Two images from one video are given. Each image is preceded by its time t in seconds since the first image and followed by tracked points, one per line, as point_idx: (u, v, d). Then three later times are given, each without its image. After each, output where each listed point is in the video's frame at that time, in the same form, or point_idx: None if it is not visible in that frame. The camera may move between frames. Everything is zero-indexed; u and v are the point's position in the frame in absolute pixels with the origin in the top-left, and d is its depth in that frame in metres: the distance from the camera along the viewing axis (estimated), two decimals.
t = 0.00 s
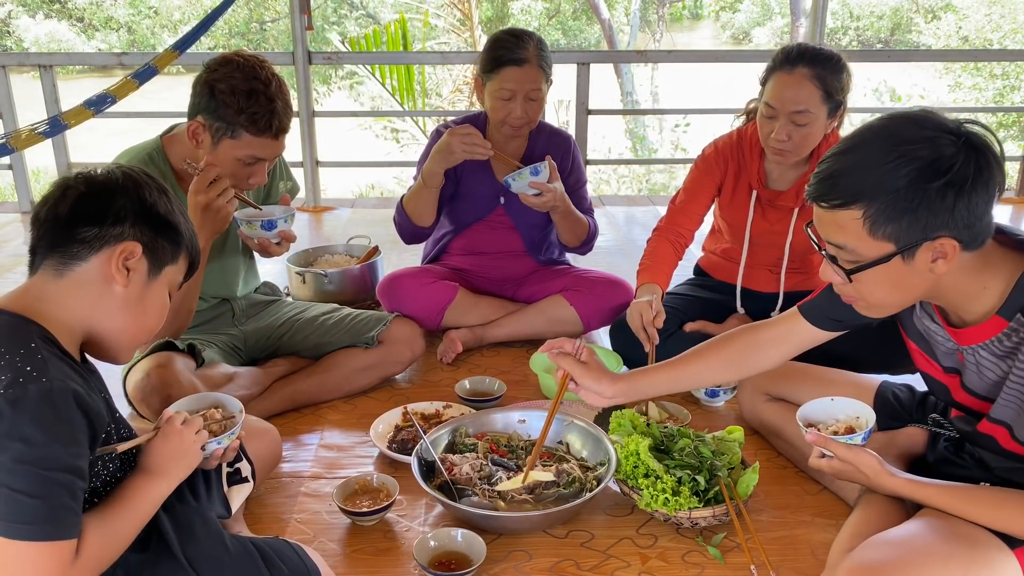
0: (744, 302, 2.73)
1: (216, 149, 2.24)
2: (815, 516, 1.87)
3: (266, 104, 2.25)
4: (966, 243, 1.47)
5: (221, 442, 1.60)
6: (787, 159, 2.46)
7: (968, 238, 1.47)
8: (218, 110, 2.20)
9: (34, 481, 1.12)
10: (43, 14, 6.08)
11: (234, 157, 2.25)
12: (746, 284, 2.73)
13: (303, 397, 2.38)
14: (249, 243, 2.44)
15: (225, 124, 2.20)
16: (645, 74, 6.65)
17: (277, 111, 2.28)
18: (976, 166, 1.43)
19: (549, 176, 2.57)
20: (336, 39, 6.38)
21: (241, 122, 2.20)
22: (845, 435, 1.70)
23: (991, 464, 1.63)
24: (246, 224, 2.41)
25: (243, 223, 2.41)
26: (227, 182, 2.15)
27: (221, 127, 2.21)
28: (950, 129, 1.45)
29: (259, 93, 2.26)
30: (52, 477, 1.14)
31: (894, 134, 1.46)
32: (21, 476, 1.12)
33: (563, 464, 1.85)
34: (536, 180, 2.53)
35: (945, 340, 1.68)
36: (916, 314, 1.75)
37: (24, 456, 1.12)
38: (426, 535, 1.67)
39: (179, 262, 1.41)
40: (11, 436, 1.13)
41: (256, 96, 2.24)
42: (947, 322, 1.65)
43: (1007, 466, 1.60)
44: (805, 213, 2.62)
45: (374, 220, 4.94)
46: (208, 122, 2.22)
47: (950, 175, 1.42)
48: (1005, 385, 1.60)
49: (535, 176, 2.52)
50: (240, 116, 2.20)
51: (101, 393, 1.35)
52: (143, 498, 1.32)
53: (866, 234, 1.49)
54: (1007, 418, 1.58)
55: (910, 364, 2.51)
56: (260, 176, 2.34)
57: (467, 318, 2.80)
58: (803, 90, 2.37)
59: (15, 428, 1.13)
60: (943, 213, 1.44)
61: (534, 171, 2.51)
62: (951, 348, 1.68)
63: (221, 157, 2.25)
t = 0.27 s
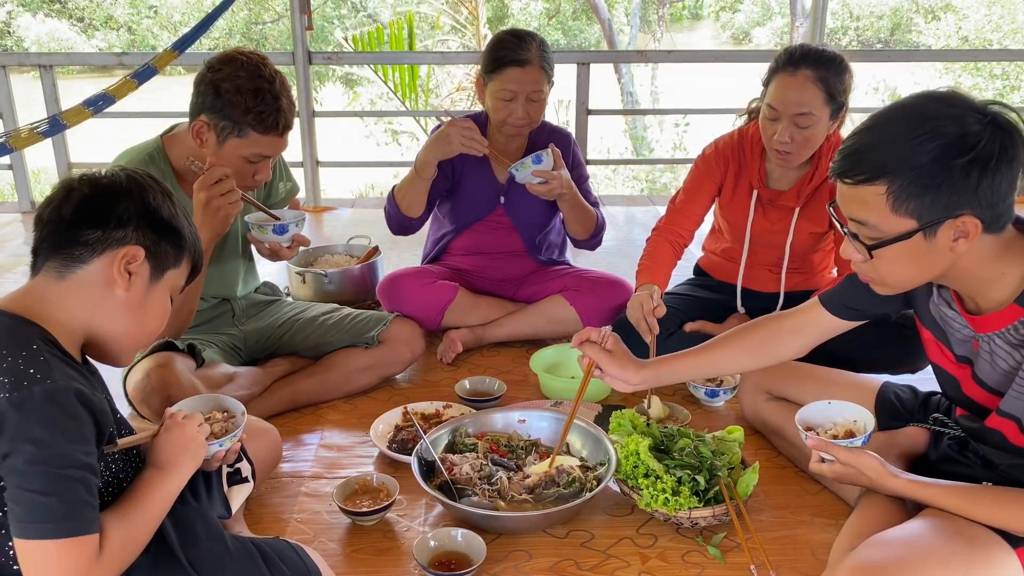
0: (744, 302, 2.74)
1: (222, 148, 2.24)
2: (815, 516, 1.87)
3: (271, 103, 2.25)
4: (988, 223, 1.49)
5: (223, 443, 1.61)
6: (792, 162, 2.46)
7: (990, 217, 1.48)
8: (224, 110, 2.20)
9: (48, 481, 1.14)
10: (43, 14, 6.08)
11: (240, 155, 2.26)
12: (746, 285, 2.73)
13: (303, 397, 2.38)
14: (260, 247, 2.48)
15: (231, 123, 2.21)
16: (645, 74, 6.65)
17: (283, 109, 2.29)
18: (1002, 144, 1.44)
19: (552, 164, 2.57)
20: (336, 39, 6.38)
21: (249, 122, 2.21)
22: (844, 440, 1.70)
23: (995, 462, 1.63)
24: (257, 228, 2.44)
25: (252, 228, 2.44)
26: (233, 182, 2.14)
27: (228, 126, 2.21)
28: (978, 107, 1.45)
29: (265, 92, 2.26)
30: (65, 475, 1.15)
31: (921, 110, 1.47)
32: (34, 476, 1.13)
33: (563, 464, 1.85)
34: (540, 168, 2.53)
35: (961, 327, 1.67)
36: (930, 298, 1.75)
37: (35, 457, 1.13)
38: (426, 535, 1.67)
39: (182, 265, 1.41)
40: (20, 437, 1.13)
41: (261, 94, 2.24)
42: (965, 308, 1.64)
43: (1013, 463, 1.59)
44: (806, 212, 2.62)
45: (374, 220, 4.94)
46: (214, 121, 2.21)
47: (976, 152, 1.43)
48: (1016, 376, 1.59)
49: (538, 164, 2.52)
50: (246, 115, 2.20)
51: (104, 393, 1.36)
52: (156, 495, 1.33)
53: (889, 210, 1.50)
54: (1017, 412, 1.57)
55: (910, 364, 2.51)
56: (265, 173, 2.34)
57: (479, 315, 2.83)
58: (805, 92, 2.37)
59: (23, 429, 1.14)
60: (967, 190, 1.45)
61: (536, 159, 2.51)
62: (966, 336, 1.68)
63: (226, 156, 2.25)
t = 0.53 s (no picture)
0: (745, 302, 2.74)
1: (227, 147, 2.24)
2: (815, 516, 1.87)
3: (276, 100, 2.26)
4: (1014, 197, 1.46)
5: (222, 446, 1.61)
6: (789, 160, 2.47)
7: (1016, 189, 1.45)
8: (229, 107, 2.20)
9: (42, 489, 1.14)
10: (42, 14, 6.08)
11: (245, 153, 2.26)
12: (746, 285, 2.73)
13: (304, 397, 2.38)
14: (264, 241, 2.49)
15: (236, 121, 2.21)
16: (645, 74, 6.65)
17: (287, 106, 2.29)
18: None
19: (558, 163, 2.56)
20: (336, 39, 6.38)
21: (254, 120, 2.21)
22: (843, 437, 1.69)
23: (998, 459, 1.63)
24: (261, 224, 2.45)
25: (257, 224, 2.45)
26: (246, 180, 2.14)
27: (233, 124, 2.21)
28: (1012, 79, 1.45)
29: (269, 89, 2.27)
30: (59, 484, 1.15)
31: (954, 77, 1.47)
32: (29, 484, 1.13)
33: (563, 464, 1.86)
34: (546, 169, 2.52)
35: (976, 311, 1.67)
36: (945, 284, 1.76)
37: (30, 464, 1.14)
38: (425, 535, 1.67)
39: (184, 269, 1.41)
40: (15, 444, 1.14)
41: (266, 92, 2.25)
42: (981, 291, 1.65)
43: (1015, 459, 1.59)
44: (805, 212, 2.62)
45: (374, 220, 4.94)
46: (217, 119, 2.22)
47: (1006, 120, 1.42)
48: None
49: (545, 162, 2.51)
50: (252, 113, 2.21)
51: (103, 396, 1.36)
52: (153, 498, 1.32)
53: (917, 174, 1.51)
54: None
55: (910, 364, 2.51)
56: (269, 169, 2.35)
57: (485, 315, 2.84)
58: (805, 93, 2.37)
59: (19, 436, 1.14)
60: (995, 158, 1.44)
61: (544, 158, 2.50)
62: (981, 321, 1.67)
63: (232, 154, 2.25)
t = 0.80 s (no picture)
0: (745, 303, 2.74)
1: (227, 144, 2.24)
2: (815, 516, 1.87)
3: (278, 98, 2.26)
4: None
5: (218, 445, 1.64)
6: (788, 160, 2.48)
7: None
8: (230, 105, 2.20)
9: (41, 490, 1.14)
10: (42, 14, 6.08)
11: (245, 150, 2.26)
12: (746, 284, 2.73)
13: (304, 397, 2.38)
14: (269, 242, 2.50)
15: (237, 119, 2.21)
16: (645, 74, 6.65)
17: (288, 104, 2.29)
18: None
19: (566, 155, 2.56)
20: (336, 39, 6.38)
21: (256, 117, 2.22)
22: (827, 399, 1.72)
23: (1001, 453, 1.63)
24: (268, 225, 2.46)
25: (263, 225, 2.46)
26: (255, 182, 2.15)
27: (233, 121, 2.21)
28: None
29: (270, 87, 2.27)
30: (59, 485, 1.15)
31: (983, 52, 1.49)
32: (29, 484, 1.13)
33: (563, 464, 1.85)
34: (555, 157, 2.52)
35: (992, 294, 1.68)
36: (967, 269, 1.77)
37: (31, 464, 1.14)
38: (425, 535, 1.67)
39: (184, 270, 1.41)
40: (15, 445, 1.14)
41: (268, 89, 2.25)
42: (998, 272, 1.66)
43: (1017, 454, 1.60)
44: (805, 211, 2.61)
45: (374, 220, 4.94)
46: (219, 116, 2.22)
47: None
48: None
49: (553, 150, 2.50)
50: (252, 111, 2.21)
51: (101, 397, 1.36)
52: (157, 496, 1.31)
53: (946, 147, 1.52)
54: None
55: (910, 364, 2.51)
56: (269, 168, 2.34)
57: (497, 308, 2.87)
58: (803, 94, 2.37)
59: (18, 437, 1.14)
60: None
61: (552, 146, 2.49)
62: (995, 304, 1.67)
63: (232, 151, 2.25)
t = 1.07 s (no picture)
0: (746, 303, 2.74)
1: (225, 140, 2.24)
2: (815, 516, 1.87)
3: (277, 94, 2.26)
4: None
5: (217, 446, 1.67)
6: (788, 160, 2.49)
7: None
8: (229, 100, 2.20)
9: (48, 488, 1.14)
10: (43, 14, 6.08)
11: (243, 146, 2.26)
12: (746, 284, 2.73)
13: (304, 397, 2.38)
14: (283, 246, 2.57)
15: (236, 114, 2.21)
16: (645, 74, 6.64)
17: (288, 101, 2.30)
18: None
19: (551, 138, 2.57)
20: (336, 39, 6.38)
21: (254, 113, 2.21)
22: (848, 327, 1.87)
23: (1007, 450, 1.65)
24: (280, 229, 2.51)
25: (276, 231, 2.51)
26: (227, 173, 2.14)
27: (232, 117, 2.21)
28: None
29: (270, 83, 2.27)
30: (65, 483, 1.15)
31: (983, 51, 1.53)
32: (32, 483, 1.13)
33: (563, 464, 1.85)
34: (538, 142, 2.54)
35: (1005, 282, 1.71)
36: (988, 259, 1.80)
37: (37, 463, 1.14)
38: (425, 535, 1.67)
39: (182, 266, 1.41)
40: (18, 442, 1.13)
41: (267, 85, 2.25)
42: (1010, 260, 1.70)
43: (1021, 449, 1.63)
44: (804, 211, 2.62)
45: (374, 220, 4.94)
46: (218, 111, 2.22)
47: None
48: None
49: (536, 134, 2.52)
50: (252, 106, 2.21)
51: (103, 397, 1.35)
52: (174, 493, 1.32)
53: (949, 143, 1.56)
54: None
55: (910, 364, 2.51)
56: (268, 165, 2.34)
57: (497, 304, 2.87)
58: (803, 96, 2.37)
59: (21, 436, 1.14)
60: None
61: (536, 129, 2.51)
62: (1007, 292, 1.71)
63: (230, 147, 2.25)
